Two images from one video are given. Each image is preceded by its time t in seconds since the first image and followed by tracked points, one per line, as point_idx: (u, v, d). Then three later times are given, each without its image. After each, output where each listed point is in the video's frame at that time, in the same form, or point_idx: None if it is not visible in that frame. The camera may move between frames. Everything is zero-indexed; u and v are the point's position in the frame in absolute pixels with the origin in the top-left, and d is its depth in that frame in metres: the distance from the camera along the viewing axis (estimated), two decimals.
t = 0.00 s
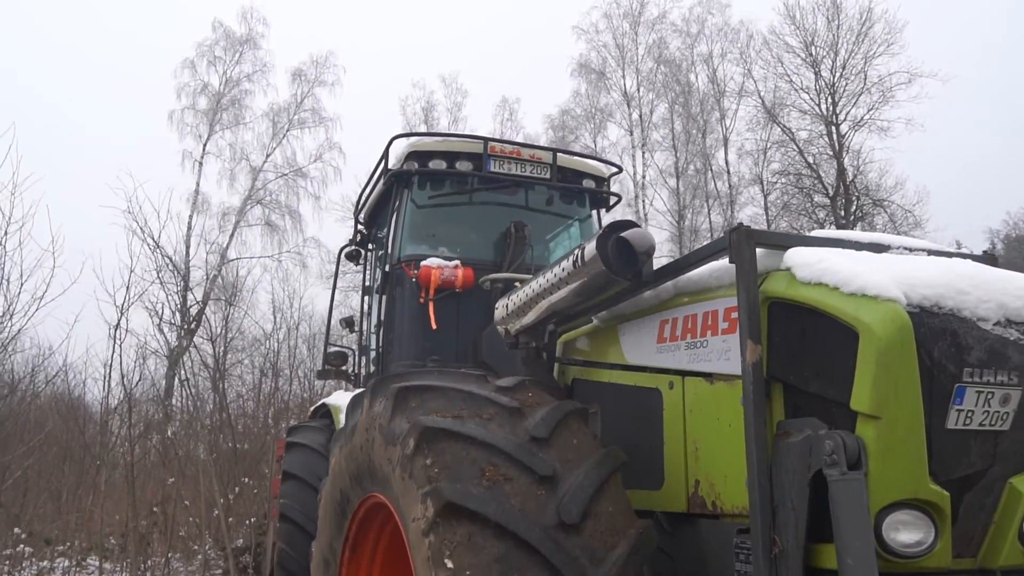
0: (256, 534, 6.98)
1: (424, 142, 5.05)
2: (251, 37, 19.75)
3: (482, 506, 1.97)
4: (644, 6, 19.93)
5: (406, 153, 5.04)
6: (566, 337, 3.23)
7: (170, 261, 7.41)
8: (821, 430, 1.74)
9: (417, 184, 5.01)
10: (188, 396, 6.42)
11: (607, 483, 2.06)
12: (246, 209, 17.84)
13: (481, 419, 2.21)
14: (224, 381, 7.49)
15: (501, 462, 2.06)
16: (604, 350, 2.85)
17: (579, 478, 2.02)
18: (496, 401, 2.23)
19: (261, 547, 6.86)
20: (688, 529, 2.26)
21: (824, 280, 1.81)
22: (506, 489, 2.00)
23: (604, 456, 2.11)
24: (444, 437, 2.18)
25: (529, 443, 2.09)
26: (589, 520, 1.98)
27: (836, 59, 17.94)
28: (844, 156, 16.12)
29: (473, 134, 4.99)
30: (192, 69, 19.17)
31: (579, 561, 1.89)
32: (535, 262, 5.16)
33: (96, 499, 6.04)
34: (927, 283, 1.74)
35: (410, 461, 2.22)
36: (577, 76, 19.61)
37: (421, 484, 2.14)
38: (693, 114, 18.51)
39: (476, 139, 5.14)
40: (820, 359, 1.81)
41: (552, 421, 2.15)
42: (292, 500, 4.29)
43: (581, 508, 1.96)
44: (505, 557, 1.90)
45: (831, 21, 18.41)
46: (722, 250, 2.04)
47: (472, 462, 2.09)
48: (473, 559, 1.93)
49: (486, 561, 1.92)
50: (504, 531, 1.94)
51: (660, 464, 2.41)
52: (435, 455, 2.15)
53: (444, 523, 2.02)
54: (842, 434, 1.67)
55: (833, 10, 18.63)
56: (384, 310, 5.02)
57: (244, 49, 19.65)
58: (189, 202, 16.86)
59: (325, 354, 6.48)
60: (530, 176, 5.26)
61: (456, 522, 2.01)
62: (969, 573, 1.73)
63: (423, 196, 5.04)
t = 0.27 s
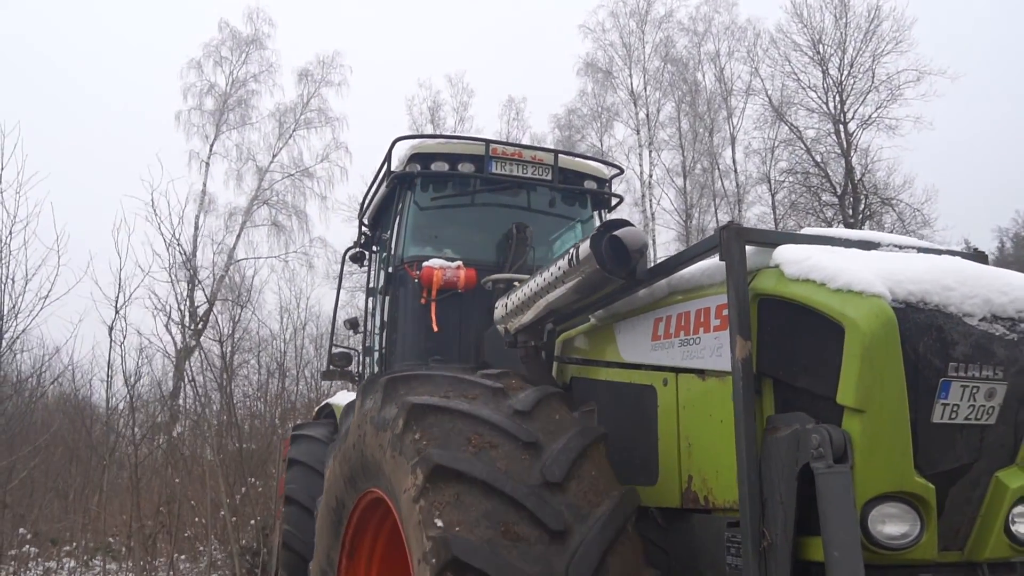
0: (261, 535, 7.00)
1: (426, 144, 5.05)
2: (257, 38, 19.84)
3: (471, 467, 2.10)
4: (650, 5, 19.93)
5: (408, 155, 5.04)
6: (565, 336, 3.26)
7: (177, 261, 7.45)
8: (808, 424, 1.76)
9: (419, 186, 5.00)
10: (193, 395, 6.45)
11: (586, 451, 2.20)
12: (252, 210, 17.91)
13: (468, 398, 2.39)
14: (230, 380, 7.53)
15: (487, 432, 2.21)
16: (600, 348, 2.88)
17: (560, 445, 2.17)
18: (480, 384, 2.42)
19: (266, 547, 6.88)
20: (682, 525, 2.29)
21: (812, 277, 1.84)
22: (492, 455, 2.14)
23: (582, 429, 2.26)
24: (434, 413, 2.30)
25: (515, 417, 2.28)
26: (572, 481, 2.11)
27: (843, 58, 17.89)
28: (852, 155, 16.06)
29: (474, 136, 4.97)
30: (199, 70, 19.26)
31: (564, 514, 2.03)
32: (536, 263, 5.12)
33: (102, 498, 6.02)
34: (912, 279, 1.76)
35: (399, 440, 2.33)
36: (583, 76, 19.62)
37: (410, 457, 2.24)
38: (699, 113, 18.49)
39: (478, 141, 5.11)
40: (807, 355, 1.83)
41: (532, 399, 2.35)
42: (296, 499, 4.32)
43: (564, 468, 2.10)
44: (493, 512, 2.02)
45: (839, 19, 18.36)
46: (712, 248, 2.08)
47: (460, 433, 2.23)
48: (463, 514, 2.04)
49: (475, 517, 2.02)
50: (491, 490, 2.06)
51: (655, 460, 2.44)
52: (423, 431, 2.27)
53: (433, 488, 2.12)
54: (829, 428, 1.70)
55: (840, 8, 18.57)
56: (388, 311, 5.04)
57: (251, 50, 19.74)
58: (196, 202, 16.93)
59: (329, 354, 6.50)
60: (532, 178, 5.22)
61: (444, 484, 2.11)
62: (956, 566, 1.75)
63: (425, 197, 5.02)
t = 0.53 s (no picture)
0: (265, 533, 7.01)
1: (431, 143, 5.04)
2: (262, 37, 19.89)
3: (467, 449, 2.15)
4: (656, 4, 19.91)
5: (413, 154, 5.04)
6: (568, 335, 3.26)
7: (182, 259, 7.48)
8: (810, 423, 1.76)
9: (424, 185, 5.00)
10: (198, 393, 6.47)
11: (581, 434, 2.21)
12: (257, 209, 17.96)
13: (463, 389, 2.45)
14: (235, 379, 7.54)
15: (484, 417, 2.25)
16: (603, 347, 2.88)
17: (555, 427, 2.18)
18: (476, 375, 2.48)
19: (271, 545, 6.90)
20: (684, 525, 2.30)
21: (814, 275, 1.84)
22: (488, 439, 2.18)
23: (579, 418, 2.25)
24: (431, 402, 2.36)
25: (512, 403, 2.30)
26: (567, 462, 2.13)
27: (849, 56, 17.83)
28: (858, 153, 16.01)
29: (479, 135, 4.97)
30: (204, 70, 19.31)
31: (560, 493, 2.06)
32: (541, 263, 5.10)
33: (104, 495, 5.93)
34: (914, 278, 1.76)
35: (396, 429, 2.39)
36: (588, 75, 19.60)
37: (408, 444, 2.29)
38: (705, 112, 18.46)
39: (482, 140, 5.12)
40: (809, 354, 1.83)
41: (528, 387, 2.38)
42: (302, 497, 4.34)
43: (559, 449, 2.12)
44: (489, 490, 2.06)
45: (845, 17, 18.30)
46: (714, 247, 2.08)
47: (457, 418, 2.27)
48: (461, 494, 2.08)
49: (472, 496, 2.07)
50: (489, 470, 2.11)
51: (657, 459, 2.44)
52: (420, 418, 2.33)
53: (431, 471, 2.17)
54: (830, 427, 1.69)
55: (846, 6, 18.52)
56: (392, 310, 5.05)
57: (256, 49, 19.78)
58: (201, 202, 16.98)
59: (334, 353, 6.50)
60: (537, 177, 5.20)
61: (441, 467, 2.17)
62: (958, 566, 1.75)
63: (430, 197, 5.01)
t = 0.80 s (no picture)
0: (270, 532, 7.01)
1: (437, 142, 5.04)
2: (267, 37, 19.93)
3: (467, 438, 2.15)
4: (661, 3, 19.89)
5: (418, 153, 5.04)
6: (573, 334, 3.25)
7: (187, 259, 7.50)
8: (816, 421, 1.75)
9: (429, 184, 5.00)
10: (203, 392, 6.48)
11: (581, 425, 2.22)
12: (262, 209, 17.99)
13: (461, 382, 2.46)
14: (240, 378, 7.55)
15: (484, 408, 2.26)
16: (608, 345, 2.88)
17: (555, 418, 2.19)
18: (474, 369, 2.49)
19: (276, 545, 6.91)
20: (690, 523, 2.29)
21: (821, 272, 1.82)
22: (488, 428, 2.18)
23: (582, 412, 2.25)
24: (430, 394, 2.37)
25: (513, 395, 2.31)
26: (567, 450, 2.13)
27: (855, 55, 17.79)
28: (864, 152, 15.96)
29: (484, 133, 4.97)
30: (209, 70, 19.35)
31: (560, 480, 2.05)
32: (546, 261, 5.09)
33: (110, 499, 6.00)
34: (923, 275, 1.75)
35: (397, 423, 2.40)
36: (594, 74, 19.59)
37: (409, 436, 2.30)
38: (710, 111, 18.42)
39: (488, 139, 5.12)
40: (816, 351, 1.82)
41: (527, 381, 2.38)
42: (306, 498, 4.33)
43: (559, 438, 2.13)
44: (489, 477, 2.06)
45: (850, 16, 18.26)
46: (720, 244, 2.07)
47: (458, 410, 2.28)
48: (461, 481, 2.08)
49: (473, 483, 2.07)
50: (489, 458, 2.11)
51: (662, 457, 2.43)
52: (420, 411, 2.34)
53: (432, 461, 2.18)
54: (837, 424, 1.68)
55: (852, 5, 18.48)
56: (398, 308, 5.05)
57: (260, 49, 19.82)
58: (206, 202, 17.02)
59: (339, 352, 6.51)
60: (542, 175, 5.20)
61: (442, 455, 2.17)
62: (966, 565, 1.74)
63: (435, 195, 5.01)
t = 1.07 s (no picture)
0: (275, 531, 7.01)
1: (440, 139, 5.03)
2: (271, 37, 19.94)
3: (463, 426, 2.17)
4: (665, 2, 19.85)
5: (421, 150, 5.03)
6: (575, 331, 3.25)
7: (191, 258, 7.51)
8: (817, 416, 1.73)
9: (432, 181, 4.99)
10: (207, 390, 6.49)
11: (579, 414, 2.22)
12: (267, 209, 18.00)
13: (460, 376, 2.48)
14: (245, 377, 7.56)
15: (481, 399, 2.26)
16: (610, 341, 2.87)
17: (551, 407, 2.19)
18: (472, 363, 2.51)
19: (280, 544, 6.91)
20: (691, 519, 2.28)
21: (822, 266, 1.81)
22: (485, 418, 2.19)
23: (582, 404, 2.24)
24: (427, 386, 2.39)
25: (511, 387, 2.31)
26: (564, 439, 2.13)
27: (861, 53, 17.73)
28: (870, 151, 15.91)
29: (487, 131, 4.95)
30: (214, 70, 19.39)
31: (557, 466, 2.05)
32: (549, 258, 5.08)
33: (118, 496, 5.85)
34: (925, 269, 1.74)
35: (396, 415, 2.42)
36: (598, 72, 19.56)
37: (407, 427, 2.32)
38: (715, 110, 18.39)
39: (490, 137, 5.10)
40: (816, 346, 1.81)
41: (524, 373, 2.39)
42: (309, 496, 4.33)
43: (556, 426, 2.13)
44: (486, 463, 2.06)
45: (856, 14, 18.20)
46: (721, 239, 2.06)
47: (455, 400, 2.29)
48: (458, 469, 2.09)
49: (470, 469, 2.08)
50: (488, 451, 2.10)
51: (664, 453, 2.43)
52: (418, 403, 2.36)
53: (430, 449, 2.19)
54: (838, 419, 1.66)
55: (857, 3, 18.41)
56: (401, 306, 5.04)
57: (265, 49, 19.85)
58: (211, 202, 17.04)
59: (343, 350, 6.51)
60: (545, 173, 5.18)
61: (439, 444, 2.18)
62: (968, 561, 1.73)
63: (438, 193, 5.00)
